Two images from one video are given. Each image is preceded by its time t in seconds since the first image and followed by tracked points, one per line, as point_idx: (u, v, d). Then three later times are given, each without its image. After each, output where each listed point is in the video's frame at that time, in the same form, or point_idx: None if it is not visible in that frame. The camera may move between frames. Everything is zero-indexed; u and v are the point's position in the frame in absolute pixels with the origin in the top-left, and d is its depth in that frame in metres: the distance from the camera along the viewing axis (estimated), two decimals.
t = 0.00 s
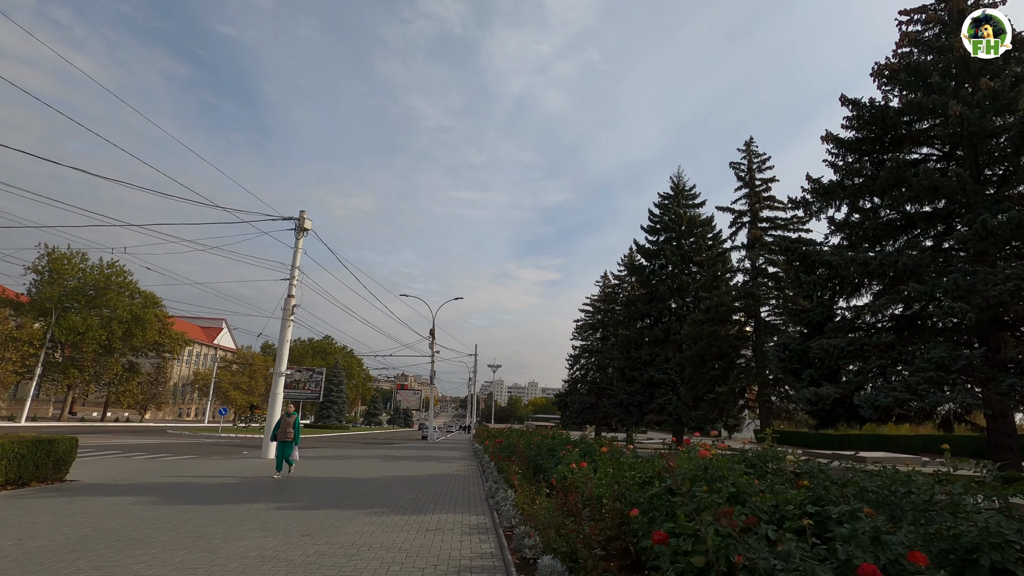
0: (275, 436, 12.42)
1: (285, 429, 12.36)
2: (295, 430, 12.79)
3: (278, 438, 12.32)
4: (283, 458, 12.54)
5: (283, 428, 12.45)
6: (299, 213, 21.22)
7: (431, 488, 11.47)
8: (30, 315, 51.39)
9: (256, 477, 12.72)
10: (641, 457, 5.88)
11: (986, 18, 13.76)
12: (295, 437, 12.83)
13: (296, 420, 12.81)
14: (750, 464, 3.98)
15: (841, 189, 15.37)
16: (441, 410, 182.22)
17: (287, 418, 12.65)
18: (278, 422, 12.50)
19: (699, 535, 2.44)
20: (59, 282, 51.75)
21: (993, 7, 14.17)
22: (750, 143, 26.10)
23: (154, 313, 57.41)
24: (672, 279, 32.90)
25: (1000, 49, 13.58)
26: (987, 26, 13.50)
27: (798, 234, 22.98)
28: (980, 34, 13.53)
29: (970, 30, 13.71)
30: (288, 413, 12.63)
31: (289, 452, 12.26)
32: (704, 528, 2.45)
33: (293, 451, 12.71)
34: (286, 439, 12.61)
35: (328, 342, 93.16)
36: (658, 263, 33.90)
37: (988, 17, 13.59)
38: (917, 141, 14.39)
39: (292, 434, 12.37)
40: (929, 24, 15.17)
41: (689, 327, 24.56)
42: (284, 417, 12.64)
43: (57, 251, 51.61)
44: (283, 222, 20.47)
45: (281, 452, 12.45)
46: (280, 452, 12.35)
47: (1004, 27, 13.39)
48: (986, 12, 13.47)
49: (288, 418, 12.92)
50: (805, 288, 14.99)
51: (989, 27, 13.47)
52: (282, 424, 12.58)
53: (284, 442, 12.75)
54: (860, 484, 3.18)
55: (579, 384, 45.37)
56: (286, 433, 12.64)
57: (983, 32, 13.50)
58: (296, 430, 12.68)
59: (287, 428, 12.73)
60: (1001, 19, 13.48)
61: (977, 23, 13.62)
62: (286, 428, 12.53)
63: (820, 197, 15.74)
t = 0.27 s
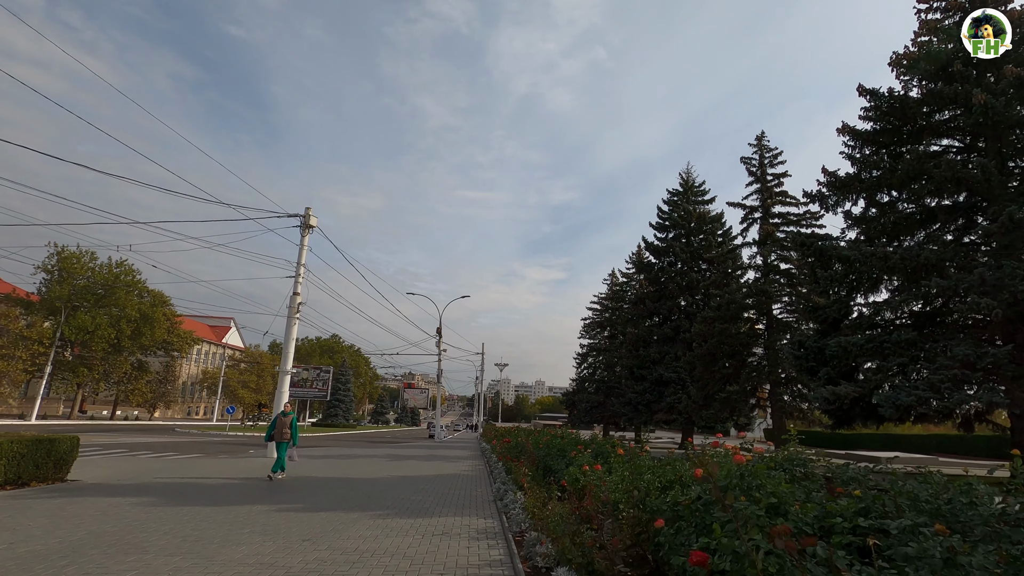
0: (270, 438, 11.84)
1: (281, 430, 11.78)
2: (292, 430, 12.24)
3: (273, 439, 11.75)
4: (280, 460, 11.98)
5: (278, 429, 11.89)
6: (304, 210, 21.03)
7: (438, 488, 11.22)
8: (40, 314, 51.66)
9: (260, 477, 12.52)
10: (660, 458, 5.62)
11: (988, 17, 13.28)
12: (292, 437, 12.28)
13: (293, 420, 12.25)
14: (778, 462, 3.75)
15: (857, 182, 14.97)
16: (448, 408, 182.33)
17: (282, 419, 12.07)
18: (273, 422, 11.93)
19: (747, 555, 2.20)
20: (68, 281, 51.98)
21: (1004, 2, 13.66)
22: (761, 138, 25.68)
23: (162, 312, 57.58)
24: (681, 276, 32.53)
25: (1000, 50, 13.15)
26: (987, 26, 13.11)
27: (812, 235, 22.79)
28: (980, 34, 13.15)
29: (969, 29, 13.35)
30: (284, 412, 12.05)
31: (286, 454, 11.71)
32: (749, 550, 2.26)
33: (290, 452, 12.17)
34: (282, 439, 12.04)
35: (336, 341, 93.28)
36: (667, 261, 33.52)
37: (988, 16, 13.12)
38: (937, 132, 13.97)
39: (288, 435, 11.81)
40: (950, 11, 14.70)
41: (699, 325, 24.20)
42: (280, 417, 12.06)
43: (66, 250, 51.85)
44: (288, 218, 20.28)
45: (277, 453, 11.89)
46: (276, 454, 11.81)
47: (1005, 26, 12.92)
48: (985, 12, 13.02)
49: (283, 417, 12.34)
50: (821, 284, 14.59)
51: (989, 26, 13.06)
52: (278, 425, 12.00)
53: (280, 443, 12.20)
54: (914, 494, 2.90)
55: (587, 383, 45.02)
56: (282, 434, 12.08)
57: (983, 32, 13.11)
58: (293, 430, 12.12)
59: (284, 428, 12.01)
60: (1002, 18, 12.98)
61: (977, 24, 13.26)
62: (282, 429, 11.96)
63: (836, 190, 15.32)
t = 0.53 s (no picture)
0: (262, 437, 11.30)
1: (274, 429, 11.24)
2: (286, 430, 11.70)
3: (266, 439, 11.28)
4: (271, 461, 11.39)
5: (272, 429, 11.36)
6: (308, 207, 20.83)
7: (444, 490, 10.99)
8: (46, 314, 51.75)
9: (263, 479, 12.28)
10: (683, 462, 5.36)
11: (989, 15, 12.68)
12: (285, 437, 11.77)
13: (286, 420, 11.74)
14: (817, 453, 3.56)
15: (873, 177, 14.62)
16: (453, 410, 182.25)
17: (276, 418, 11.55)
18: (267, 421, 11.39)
19: None
20: (74, 281, 52.13)
21: None
22: (770, 135, 25.35)
23: (168, 312, 57.68)
24: (689, 276, 32.23)
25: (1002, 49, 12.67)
26: (987, 25, 12.63)
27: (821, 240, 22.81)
28: (979, 34, 12.73)
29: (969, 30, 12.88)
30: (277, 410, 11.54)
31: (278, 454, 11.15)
32: (803, 570, 2.00)
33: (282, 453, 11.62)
34: (275, 439, 11.50)
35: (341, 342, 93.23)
36: (674, 260, 33.22)
37: (989, 15, 12.53)
38: (955, 125, 13.63)
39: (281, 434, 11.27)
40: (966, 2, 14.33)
41: (708, 324, 23.88)
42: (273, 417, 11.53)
43: (72, 251, 52.01)
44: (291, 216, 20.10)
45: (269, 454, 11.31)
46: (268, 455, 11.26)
47: (1006, 26, 12.39)
48: (985, 12, 12.50)
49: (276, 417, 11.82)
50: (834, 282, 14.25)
51: (989, 27, 12.55)
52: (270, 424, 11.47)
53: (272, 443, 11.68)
54: (980, 503, 2.59)
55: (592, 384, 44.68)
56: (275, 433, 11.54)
57: (983, 32, 12.66)
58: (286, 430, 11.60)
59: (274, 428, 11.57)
60: (1003, 17, 12.40)
61: (977, 24, 12.80)
62: (275, 428, 11.42)
63: (851, 186, 14.98)
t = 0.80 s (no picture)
0: (246, 439, 10.68)
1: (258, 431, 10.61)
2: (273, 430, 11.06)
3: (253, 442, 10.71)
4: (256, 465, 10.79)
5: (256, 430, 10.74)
6: (306, 204, 20.53)
7: (444, 492, 10.69)
8: (45, 313, 51.48)
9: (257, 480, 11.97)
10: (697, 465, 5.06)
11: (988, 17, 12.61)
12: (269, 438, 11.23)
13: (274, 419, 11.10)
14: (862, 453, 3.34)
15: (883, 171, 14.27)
16: (453, 409, 182.17)
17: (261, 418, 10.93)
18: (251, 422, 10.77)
19: None
20: (73, 281, 51.85)
21: None
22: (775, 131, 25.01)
23: (167, 311, 57.41)
24: (691, 274, 31.96)
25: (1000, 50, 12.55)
26: (987, 25, 12.51)
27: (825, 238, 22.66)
28: (979, 34, 12.59)
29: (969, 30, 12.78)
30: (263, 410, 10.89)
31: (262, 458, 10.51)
32: None
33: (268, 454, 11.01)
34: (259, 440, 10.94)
35: (341, 341, 92.96)
36: (677, 258, 32.93)
37: (989, 16, 12.42)
38: (968, 118, 13.29)
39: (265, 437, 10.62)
40: None
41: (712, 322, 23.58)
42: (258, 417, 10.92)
43: (71, 250, 51.72)
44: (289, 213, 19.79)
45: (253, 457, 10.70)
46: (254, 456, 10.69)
47: (1006, 27, 12.26)
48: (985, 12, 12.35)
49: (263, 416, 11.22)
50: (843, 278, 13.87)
51: (989, 26, 12.43)
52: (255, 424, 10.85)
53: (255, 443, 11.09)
54: None
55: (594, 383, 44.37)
56: (260, 435, 10.91)
57: (983, 32, 12.53)
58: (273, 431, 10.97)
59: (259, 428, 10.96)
60: (1003, 17, 12.30)
61: (977, 24, 12.69)
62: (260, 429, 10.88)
63: (860, 180, 14.61)
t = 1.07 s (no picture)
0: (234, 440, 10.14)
1: (246, 431, 10.08)
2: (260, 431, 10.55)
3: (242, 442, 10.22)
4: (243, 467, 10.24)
5: (243, 430, 10.23)
6: (307, 202, 20.32)
7: (447, 494, 10.43)
8: (46, 314, 51.36)
9: (257, 482, 11.71)
10: (713, 469, 4.81)
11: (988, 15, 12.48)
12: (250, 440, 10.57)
13: (261, 419, 10.60)
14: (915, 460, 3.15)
15: (894, 165, 13.95)
16: (456, 410, 182.34)
17: (248, 418, 10.41)
18: (238, 422, 10.25)
19: None
20: (75, 281, 51.73)
21: None
22: (782, 127, 24.72)
23: (169, 312, 57.30)
24: (696, 273, 31.71)
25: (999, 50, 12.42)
26: (987, 25, 12.42)
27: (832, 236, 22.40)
28: (979, 34, 12.51)
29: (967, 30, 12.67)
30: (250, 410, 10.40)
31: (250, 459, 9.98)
32: None
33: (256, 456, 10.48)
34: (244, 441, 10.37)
35: (343, 342, 92.82)
36: (681, 257, 32.68)
37: (989, 15, 12.33)
38: (983, 111, 12.97)
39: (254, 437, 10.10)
40: None
41: (718, 321, 23.30)
42: (245, 417, 10.40)
43: (73, 250, 51.63)
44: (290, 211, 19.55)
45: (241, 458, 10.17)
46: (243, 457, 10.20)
47: (1006, 27, 12.14)
48: (985, 12, 12.24)
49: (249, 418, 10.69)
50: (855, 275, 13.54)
51: (989, 26, 12.33)
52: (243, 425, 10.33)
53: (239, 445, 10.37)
54: None
55: (597, 383, 44.05)
56: (247, 436, 10.39)
57: (982, 32, 12.44)
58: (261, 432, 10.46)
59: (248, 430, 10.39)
60: (1004, 17, 12.18)
61: (977, 25, 12.61)
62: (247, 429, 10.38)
63: (871, 174, 14.28)
